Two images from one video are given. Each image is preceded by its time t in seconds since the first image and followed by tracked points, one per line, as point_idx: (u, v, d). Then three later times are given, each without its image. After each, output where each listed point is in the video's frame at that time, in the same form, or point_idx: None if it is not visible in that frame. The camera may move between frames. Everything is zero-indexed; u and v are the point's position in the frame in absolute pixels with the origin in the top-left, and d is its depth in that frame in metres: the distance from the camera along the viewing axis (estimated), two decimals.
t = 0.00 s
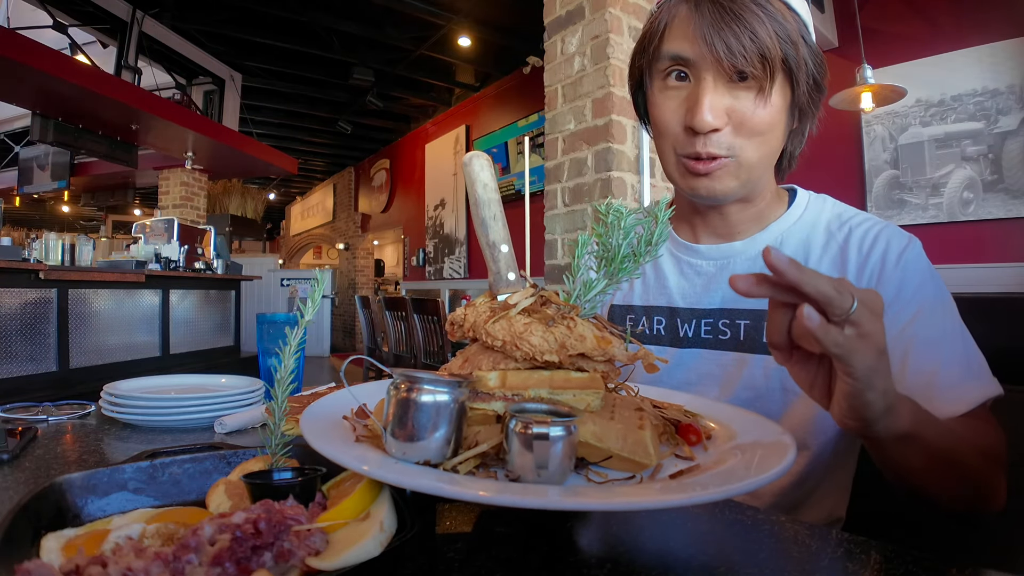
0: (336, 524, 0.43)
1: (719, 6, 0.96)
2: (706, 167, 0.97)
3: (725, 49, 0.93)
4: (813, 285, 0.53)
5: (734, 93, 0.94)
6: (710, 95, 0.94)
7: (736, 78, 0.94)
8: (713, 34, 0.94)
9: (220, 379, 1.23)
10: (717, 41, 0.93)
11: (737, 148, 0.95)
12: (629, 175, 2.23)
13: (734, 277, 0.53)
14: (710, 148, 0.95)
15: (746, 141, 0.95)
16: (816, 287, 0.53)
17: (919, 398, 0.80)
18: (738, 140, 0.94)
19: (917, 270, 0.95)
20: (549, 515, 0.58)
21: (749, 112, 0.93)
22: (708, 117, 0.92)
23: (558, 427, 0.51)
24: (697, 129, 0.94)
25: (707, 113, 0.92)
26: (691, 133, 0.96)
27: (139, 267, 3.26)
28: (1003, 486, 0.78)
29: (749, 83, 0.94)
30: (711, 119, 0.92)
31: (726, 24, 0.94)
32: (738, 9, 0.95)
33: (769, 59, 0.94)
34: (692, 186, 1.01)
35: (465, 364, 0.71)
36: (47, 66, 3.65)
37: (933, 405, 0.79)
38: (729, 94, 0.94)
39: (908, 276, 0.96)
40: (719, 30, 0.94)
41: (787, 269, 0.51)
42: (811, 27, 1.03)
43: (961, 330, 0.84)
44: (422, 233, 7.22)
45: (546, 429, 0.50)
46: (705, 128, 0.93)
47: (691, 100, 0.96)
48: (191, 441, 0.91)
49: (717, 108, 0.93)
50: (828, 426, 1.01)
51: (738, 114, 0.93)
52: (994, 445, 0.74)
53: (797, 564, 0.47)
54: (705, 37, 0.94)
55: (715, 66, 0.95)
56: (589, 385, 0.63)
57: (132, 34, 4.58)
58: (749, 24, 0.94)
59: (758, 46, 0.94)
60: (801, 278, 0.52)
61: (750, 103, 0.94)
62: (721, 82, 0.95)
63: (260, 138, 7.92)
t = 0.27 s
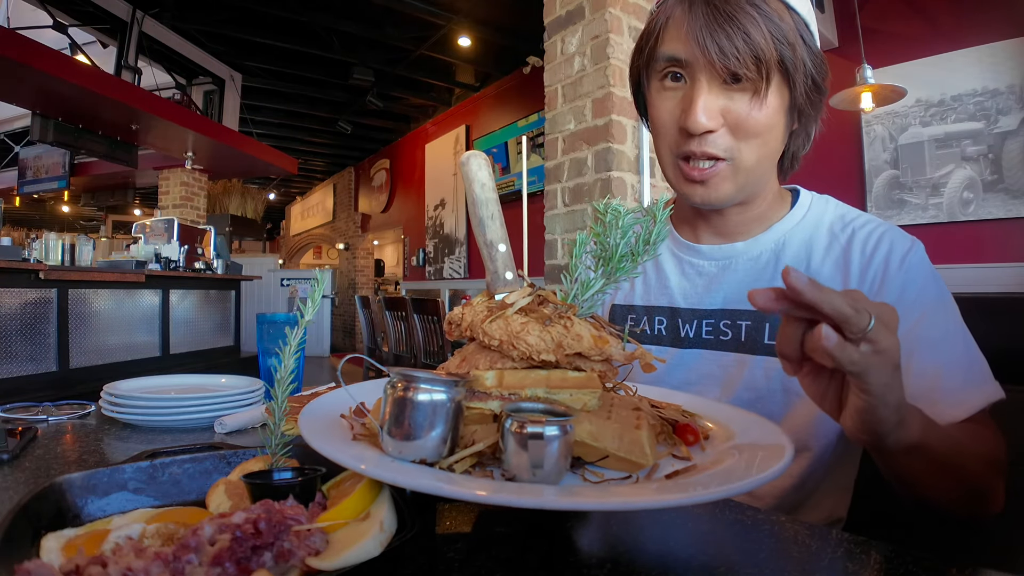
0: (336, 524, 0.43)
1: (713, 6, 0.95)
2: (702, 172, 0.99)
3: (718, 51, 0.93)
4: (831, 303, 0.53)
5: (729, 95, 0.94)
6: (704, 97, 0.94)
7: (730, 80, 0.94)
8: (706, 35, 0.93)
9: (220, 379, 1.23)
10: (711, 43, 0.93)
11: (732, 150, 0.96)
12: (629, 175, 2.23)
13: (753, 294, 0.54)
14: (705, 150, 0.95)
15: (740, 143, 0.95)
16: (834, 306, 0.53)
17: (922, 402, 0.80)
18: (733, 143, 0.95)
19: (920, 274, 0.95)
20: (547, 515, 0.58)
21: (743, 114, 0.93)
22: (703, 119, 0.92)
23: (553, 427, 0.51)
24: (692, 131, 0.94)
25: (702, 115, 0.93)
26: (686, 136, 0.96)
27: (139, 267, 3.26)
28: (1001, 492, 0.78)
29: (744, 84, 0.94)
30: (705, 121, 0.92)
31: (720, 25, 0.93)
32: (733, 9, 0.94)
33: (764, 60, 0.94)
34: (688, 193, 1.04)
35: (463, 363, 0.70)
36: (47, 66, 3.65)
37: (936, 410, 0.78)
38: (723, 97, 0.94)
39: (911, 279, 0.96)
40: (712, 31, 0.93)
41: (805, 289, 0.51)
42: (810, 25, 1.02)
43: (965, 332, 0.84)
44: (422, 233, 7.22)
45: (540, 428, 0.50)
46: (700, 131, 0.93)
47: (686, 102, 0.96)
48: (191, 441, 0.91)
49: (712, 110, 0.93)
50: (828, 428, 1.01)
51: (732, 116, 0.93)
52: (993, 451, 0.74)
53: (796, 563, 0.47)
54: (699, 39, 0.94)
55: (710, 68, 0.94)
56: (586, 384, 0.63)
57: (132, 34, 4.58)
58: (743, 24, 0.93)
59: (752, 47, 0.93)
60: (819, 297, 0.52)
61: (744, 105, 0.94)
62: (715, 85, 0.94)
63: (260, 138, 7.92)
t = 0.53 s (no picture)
0: (336, 524, 0.43)
1: (715, 12, 0.95)
2: (706, 175, 0.99)
3: (720, 57, 0.93)
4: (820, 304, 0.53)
5: (731, 100, 0.94)
6: (707, 102, 0.94)
7: (733, 85, 0.94)
8: (708, 41, 0.93)
9: (220, 379, 1.23)
10: (713, 48, 0.93)
11: (735, 155, 0.96)
12: (629, 175, 2.23)
13: (745, 293, 0.54)
14: (708, 154, 0.95)
15: (743, 148, 0.95)
16: (827, 307, 0.54)
17: (922, 401, 0.80)
18: (736, 147, 0.95)
19: (920, 275, 0.95)
20: (546, 514, 0.58)
21: (746, 118, 0.93)
22: (705, 124, 0.92)
23: (552, 425, 0.50)
24: (695, 136, 0.94)
25: (704, 120, 0.93)
26: (689, 140, 0.97)
27: (139, 267, 3.26)
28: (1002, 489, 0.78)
29: (746, 89, 0.94)
30: (708, 126, 0.92)
31: (721, 31, 0.93)
32: (734, 15, 0.94)
33: (765, 65, 0.94)
34: (692, 195, 1.04)
35: (463, 362, 0.70)
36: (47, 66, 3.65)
37: (937, 408, 0.78)
38: (725, 102, 0.94)
39: (912, 279, 0.96)
40: (714, 37, 0.93)
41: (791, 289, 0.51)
42: (811, 28, 1.02)
43: (965, 333, 0.84)
44: (422, 233, 7.22)
45: (538, 426, 0.50)
46: (703, 136, 0.93)
47: (689, 107, 0.96)
48: (191, 441, 0.91)
49: (714, 115, 0.93)
50: (829, 427, 1.00)
51: (735, 120, 0.93)
52: (993, 449, 0.74)
53: (797, 563, 0.47)
54: (700, 45, 0.94)
55: (711, 74, 0.94)
56: (585, 382, 0.64)
57: (132, 34, 4.58)
58: (744, 30, 0.93)
59: (754, 53, 0.93)
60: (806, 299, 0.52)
61: (747, 109, 0.94)
62: (718, 90, 0.94)
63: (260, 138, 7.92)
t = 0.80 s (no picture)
0: (336, 524, 0.43)
1: (717, 13, 0.95)
2: (707, 174, 0.99)
3: (722, 57, 0.93)
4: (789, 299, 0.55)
5: (733, 101, 0.94)
6: (709, 103, 0.94)
7: (734, 86, 0.93)
8: (710, 42, 0.93)
9: (220, 379, 1.23)
10: (715, 49, 0.93)
11: (736, 155, 0.96)
12: (629, 175, 2.23)
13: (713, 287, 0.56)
14: (710, 154, 0.95)
15: (745, 148, 0.95)
16: (795, 302, 0.56)
17: (923, 397, 0.81)
18: (737, 147, 0.95)
19: (919, 272, 0.95)
20: (548, 514, 0.58)
21: (748, 119, 0.93)
22: (707, 125, 0.92)
23: (563, 419, 0.50)
24: (696, 137, 0.94)
25: (706, 120, 0.93)
26: (691, 141, 0.97)
27: (139, 267, 3.26)
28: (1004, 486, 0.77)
29: (748, 90, 0.94)
30: (710, 127, 0.92)
31: (723, 32, 0.93)
32: (736, 16, 0.94)
33: (767, 66, 0.94)
34: (693, 194, 1.04)
35: (468, 358, 0.70)
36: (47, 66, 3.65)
37: (935, 402, 0.79)
38: (727, 102, 0.94)
39: (912, 277, 0.96)
40: (716, 38, 0.93)
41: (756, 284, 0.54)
42: (812, 29, 1.02)
43: (964, 331, 0.84)
44: (422, 233, 7.22)
45: (550, 420, 0.50)
46: (704, 136, 0.93)
47: (690, 108, 0.96)
48: (192, 441, 0.91)
49: (716, 115, 0.93)
50: (829, 425, 1.01)
51: (737, 121, 0.93)
52: (994, 445, 0.74)
53: (797, 563, 0.47)
54: (702, 45, 0.94)
55: (713, 75, 0.94)
56: (593, 378, 0.64)
57: (132, 34, 4.58)
58: (746, 31, 0.93)
59: (756, 54, 0.93)
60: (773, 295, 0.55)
61: (749, 110, 0.94)
62: (719, 91, 0.94)
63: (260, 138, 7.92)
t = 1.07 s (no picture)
0: (336, 524, 0.43)
1: (718, 13, 0.95)
2: (706, 172, 0.99)
3: (723, 57, 0.93)
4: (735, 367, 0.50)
5: (734, 101, 0.94)
6: (709, 102, 0.94)
7: (735, 86, 0.93)
8: (711, 42, 0.93)
9: (220, 379, 1.23)
10: (716, 49, 0.93)
11: (736, 155, 0.96)
12: (629, 175, 2.23)
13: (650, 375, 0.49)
14: (710, 154, 0.95)
15: (745, 148, 0.95)
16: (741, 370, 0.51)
17: (920, 397, 0.81)
18: (737, 147, 0.95)
19: (917, 272, 0.95)
20: (548, 514, 0.58)
21: (748, 119, 0.93)
22: (707, 125, 0.92)
23: (564, 419, 0.50)
24: (696, 137, 0.94)
25: (706, 120, 0.93)
26: (691, 141, 0.96)
27: (138, 267, 3.26)
28: (1004, 483, 0.78)
29: (748, 90, 0.94)
30: (710, 127, 0.92)
31: (724, 32, 0.93)
32: (737, 16, 0.94)
33: (768, 67, 0.94)
34: (693, 192, 1.03)
35: (469, 358, 0.70)
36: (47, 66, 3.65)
37: (932, 401, 0.79)
38: (728, 102, 0.94)
39: (909, 276, 0.96)
40: (717, 38, 0.93)
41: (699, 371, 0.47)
42: (812, 29, 1.02)
43: (962, 331, 0.84)
44: (422, 233, 7.22)
45: (551, 420, 0.50)
46: (704, 136, 0.93)
47: (691, 108, 0.96)
48: (191, 441, 0.91)
49: (716, 115, 0.93)
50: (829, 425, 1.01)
51: (737, 121, 0.93)
52: (993, 443, 0.74)
53: (797, 563, 0.47)
54: (703, 45, 0.93)
55: (714, 75, 0.94)
56: (594, 378, 0.63)
57: (132, 34, 4.58)
58: (748, 31, 0.93)
59: (757, 54, 0.93)
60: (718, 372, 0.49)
61: (749, 111, 0.94)
62: (720, 91, 0.94)
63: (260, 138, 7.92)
